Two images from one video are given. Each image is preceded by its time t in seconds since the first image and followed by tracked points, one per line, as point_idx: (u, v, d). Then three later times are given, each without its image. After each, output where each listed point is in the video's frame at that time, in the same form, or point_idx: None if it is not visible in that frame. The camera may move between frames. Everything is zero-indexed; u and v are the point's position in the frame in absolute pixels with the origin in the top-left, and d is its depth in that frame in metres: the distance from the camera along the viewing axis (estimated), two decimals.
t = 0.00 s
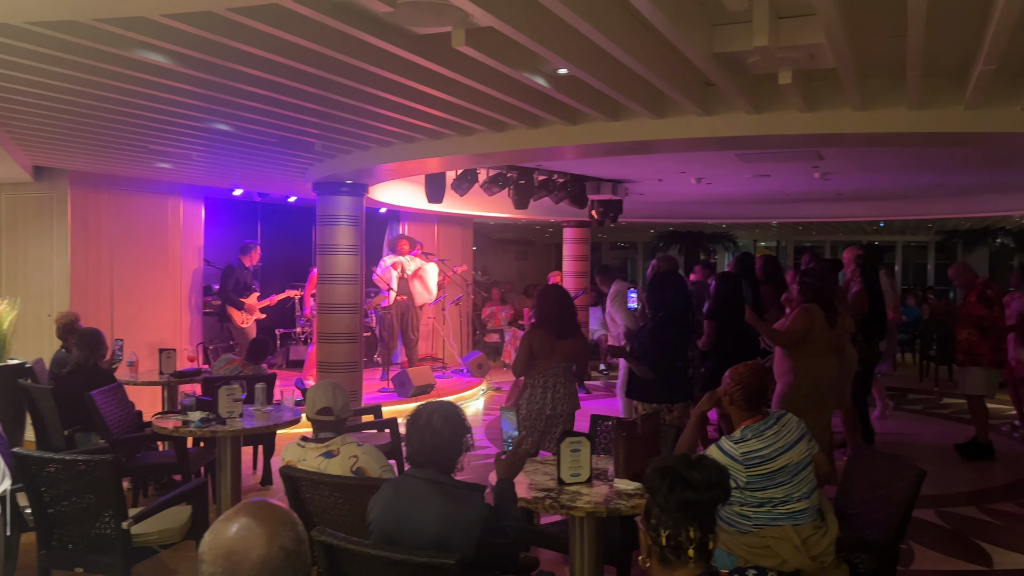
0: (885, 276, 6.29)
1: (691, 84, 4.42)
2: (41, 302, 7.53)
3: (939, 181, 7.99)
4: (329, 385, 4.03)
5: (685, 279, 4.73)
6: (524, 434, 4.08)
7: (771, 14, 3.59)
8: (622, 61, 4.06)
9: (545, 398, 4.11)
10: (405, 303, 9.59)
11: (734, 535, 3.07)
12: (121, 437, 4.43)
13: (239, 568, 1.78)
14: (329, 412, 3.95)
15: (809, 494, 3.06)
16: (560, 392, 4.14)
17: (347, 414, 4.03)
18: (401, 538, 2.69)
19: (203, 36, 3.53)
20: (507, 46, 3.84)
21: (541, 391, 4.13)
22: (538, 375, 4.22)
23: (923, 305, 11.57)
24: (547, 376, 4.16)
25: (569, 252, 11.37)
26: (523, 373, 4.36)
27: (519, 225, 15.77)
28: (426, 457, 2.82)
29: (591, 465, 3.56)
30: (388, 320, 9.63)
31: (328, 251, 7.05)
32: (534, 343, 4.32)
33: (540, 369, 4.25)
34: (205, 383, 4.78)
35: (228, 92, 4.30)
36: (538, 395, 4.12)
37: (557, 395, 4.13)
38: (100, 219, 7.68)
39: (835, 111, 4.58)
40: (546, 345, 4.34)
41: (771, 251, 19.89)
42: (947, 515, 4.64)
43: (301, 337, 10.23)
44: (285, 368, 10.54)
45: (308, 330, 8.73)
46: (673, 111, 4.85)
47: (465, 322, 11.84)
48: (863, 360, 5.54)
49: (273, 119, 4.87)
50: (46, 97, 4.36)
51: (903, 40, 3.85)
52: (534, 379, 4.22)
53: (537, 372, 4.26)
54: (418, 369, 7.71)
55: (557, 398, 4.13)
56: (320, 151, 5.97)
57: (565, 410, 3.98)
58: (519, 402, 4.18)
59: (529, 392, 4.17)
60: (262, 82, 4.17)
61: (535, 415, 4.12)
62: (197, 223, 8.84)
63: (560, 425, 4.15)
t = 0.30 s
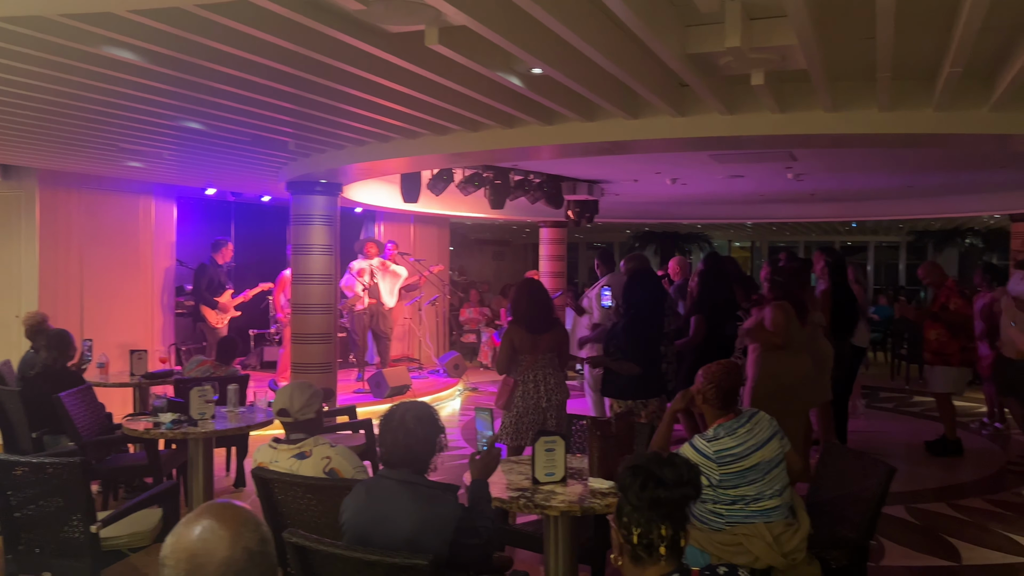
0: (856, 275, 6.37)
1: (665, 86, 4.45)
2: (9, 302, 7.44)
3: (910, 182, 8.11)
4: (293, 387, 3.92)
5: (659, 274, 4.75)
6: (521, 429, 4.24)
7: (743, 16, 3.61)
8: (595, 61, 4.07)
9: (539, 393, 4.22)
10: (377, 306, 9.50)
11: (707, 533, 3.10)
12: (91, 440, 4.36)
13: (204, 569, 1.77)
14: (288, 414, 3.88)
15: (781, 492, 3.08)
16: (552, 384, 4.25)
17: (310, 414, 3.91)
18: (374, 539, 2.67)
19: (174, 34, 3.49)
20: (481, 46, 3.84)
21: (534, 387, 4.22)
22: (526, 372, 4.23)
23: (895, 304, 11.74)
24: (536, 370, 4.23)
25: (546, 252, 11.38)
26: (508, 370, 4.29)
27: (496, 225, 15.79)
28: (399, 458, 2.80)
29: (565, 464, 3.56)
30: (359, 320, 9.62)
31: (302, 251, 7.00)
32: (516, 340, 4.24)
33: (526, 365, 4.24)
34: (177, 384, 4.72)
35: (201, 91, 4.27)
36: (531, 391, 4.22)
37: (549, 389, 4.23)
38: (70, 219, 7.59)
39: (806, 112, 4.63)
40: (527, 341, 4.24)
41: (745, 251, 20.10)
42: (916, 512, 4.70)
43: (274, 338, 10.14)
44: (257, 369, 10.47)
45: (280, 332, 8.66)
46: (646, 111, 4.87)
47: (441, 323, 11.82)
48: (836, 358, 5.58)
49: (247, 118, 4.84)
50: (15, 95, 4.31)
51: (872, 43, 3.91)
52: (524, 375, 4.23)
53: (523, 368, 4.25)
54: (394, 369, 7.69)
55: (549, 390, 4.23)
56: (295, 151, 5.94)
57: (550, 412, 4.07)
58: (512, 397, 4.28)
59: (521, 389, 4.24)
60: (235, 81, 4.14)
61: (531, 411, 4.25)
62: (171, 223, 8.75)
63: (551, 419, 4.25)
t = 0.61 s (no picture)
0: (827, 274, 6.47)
1: (638, 86, 4.48)
2: None
3: (880, 183, 8.24)
4: (259, 387, 3.91)
5: (631, 275, 4.81)
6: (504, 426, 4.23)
7: (714, 17, 3.65)
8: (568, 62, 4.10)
9: (523, 393, 4.24)
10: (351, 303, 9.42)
11: (680, 531, 3.10)
12: (57, 443, 4.28)
13: (170, 571, 1.72)
14: (253, 415, 3.84)
15: (752, 489, 3.11)
16: (531, 385, 4.29)
17: (273, 416, 3.83)
18: (345, 539, 2.65)
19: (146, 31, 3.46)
20: (454, 44, 3.83)
21: (518, 387, 4.23)
22: (507, 374, 4.23)
23: (864, 304, 11.92)
24: (517, 373, 4.25)
25: (521, 252, 11.39)
26: (486, 373, 4.24)
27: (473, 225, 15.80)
28: (369, 458, 2.77)
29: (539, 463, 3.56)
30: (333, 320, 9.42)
31: (274, 251, 6.94)
32: (497, 341, 4.20)
33: (504, 369, 4.23)
34: (147, 385, 4.66)
35: (171, 88, 4.22)
36: (517, 392, 4.22)
37: (531, 388, 4.28)
38: (36, 218, 7.47)
39: (776, 113, 4.69)
40: (508, 344, 4.21)
41: (718, 251, 20.31)
42: (885, 508, 4.77)
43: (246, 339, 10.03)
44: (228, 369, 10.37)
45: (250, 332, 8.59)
46: (619, 111, 4.91)
47: (416, 323, 11.79)
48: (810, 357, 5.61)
49: (219, 117, 4.80)
50: None
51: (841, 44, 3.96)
52: (505, 378, 4.23)
53: (502, 371, 4.23)
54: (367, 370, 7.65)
55: (530, 391, 4.26)
56: (267, 149, 5.90)
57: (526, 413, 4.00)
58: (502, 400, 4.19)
59: (508, 390, 4.22)
60: (208, 79, 4.12)
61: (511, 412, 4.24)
62: (141, 222, 8.64)
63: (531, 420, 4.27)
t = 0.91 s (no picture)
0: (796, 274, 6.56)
1: (608, 87, 4.51)
2: None
3: (849, 184, 8.36)
4: (225, 388, 3.84)
5: (599, 274, 4.83)
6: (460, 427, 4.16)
7: (682, 18, 3.68)
8: (539, 61, 4.11)
9: (482, 393, 4.20)
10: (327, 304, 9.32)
11: (649, 528, 3.11)
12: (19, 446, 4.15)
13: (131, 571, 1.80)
14: (217, 416, 3.78)
15: (720, 486, 3.12)
16: (488, 388, 4.24)
17: (239, 417, 3.78)
18: (314, 542, 2.60)
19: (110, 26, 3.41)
20: (423, 42, 3.82)
21: (476, 386, 4.18)
22: (468, 373, 4.17)
23: (832, 303, 12.10)
24: (477, 373, 4.19)
25: (492, 251, 11.36)
26: (449, 370, 4.18)
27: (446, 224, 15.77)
28: (335, 459, 2.73)
29: (509, 462, 3.50)
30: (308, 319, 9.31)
31: (242, 250, 6.88)
32: (463, 338, 4.15)
33: (468, 367, 4.18)
34: (112, 387, 4.58)
35: (137, 85, 4.17)
36: (476, 390, 4.17)
37: (489, 390, 4.23)
38: None
39: (745, 113, 4.74)
40: (476, 340, 4.18)
41: (688, 251, 20.49)
42: (852, 504, 4.83)
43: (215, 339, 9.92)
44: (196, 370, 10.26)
45: (218, 333, 8.50)
46: (590, 111, 4.94)
47: (387, 323, 11.73)
48: (775, 355, 5.71)
49: (185, 114, 4.75)
50: None
51: (807, 46, 4.01)
52: (468, 377, 4.17)
53: (465, 369, 4.18)
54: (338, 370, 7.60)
55: (488, 390, 4.22)
56: (235, 147, 5.84)
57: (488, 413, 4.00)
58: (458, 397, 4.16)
59: (466, 388, 4.16)
60: (173, 76, 4.06)
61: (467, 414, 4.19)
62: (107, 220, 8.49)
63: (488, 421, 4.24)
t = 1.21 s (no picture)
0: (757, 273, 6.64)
1: (570, 86, 4.52)
2: None
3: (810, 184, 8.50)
4: (181, 388, 3.72)
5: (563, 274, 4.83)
6: (420, 435, 4.18)
7: (644, 18, 3.69)
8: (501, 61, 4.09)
9: (429, 395, 4.18)
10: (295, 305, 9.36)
11: (611, 527, 3.00)
12: None
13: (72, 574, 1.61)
14: (172, 418, 3.65)
15: (681, 483, 3.03)
16: (440, 387, 4.22)
17: (194, 420, 3.65)
18: (270, 546, 2.41)
19: (64, 21, 3.32)
20: (384, 39, 3.78)
21: (425, 384, 4.18)
22: (419, 373, 4.17)
23: (792, 302, 12.30)
24: (429, 372, 4.19)
25: (458, 250, 11.31)
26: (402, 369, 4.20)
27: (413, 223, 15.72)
28: (290, 461, 2.55)
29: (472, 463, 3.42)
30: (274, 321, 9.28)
31: (201, 248, 6.79)
32: (416, 338, 4.16)
33: (420, 366, 4.18)
34: (65, 388, 4.47)
35: (93, 79, 4.07)
36: (422, 391, 4.17)
37: (439, 390, 4.22)
38: None
39: (706, 114, 4.80)
40: (426, 340, 4.19)
41: (652, 251, 20.69)
42: (812, 501, 4.90)
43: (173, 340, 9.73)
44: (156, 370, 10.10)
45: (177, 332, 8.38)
46: (553, 110, 4.96)
47: (350, 322, 11.68)
48: (734, 354, 5.77)
49: (141, 109, 4.65)
50: None
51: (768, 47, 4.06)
52: (418, 377, 4.18)
53: (418, 368, 4.18)
54: (301, 371, 7.54)
55: (436, 390, 4.20)
56: (193, 144, 5.75)
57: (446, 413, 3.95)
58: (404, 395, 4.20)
59: (414, 388, 4.17)
60: (126, 70, 3.95)
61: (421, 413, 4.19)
62: (60, 219, 8.36)
63: (441, 421, 4.23)
